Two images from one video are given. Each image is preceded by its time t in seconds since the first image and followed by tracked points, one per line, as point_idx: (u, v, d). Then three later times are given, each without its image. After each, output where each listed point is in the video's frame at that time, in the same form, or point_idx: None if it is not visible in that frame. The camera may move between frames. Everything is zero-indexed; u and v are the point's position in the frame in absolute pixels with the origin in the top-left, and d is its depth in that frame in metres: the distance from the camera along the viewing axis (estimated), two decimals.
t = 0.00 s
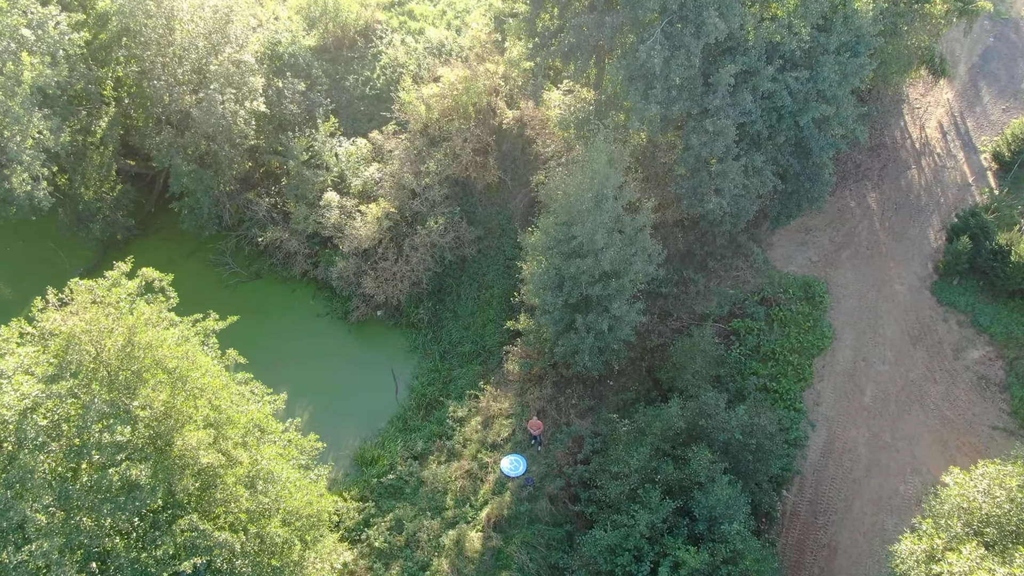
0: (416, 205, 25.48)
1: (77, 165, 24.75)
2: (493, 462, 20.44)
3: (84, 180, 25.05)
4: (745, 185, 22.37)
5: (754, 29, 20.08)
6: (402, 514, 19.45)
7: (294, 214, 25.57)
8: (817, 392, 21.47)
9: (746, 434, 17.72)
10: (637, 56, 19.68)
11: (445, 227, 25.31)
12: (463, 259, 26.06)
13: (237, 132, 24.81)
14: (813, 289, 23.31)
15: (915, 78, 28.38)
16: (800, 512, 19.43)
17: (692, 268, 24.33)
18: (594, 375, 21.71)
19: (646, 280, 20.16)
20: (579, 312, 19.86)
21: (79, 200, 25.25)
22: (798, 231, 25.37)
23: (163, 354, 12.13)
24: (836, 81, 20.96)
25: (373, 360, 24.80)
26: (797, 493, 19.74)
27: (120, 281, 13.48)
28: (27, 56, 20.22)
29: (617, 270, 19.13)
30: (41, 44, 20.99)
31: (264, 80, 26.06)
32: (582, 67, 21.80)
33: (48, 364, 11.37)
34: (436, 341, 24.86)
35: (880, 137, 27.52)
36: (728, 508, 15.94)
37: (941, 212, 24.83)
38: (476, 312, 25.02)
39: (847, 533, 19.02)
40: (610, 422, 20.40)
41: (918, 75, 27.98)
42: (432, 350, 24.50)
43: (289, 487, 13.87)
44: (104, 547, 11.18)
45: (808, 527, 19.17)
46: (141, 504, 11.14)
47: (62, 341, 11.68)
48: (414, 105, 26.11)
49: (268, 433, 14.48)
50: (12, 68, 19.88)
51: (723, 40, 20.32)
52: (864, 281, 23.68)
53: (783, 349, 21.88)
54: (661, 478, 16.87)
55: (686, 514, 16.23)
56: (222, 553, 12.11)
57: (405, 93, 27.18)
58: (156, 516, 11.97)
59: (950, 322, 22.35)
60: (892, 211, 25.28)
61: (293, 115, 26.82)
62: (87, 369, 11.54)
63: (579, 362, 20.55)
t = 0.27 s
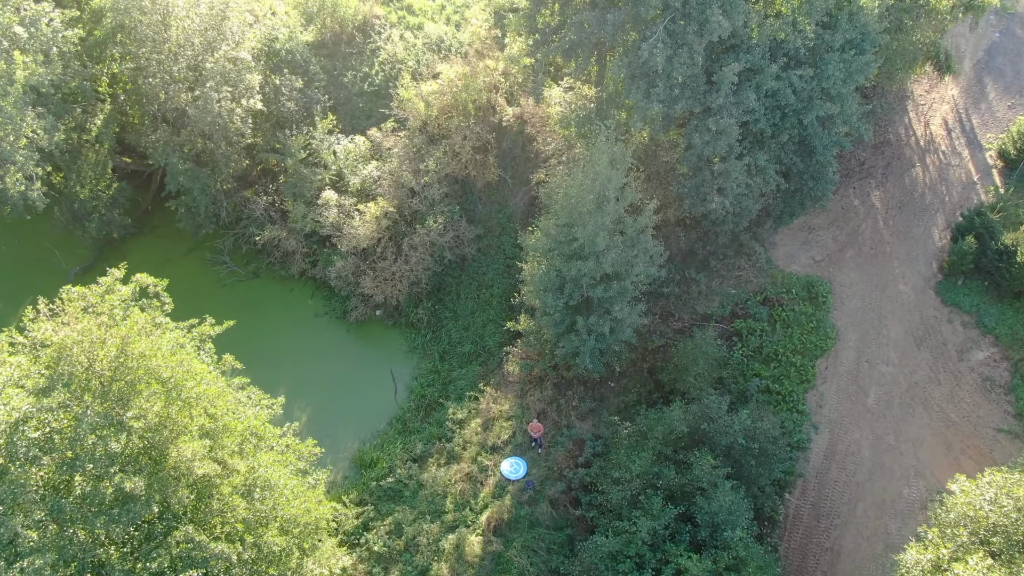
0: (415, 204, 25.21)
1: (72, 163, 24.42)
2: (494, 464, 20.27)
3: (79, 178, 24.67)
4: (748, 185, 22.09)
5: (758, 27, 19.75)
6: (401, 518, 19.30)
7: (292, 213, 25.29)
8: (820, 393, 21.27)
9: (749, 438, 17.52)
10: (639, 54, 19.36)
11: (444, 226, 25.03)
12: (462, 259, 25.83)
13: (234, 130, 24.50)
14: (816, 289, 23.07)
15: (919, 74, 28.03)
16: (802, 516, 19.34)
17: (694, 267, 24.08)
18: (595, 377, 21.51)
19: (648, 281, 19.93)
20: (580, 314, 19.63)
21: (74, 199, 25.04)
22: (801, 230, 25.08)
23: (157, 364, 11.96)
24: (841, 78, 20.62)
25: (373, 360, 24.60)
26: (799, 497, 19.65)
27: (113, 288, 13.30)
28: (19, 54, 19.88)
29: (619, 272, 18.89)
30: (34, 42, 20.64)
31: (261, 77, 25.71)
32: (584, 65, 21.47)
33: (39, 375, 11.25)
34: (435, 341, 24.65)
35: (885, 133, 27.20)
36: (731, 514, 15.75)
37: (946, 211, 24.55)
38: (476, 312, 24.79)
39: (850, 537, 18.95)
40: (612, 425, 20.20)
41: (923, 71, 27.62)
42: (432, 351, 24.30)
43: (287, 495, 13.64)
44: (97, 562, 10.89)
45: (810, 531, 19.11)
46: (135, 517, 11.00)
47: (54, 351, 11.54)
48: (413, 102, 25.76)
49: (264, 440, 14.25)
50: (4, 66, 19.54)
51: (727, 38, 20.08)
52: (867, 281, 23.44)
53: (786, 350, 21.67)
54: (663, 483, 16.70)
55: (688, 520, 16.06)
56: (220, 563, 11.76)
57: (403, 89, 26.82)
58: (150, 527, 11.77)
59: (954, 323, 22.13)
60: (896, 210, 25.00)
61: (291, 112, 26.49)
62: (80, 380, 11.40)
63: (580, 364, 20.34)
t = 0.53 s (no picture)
0: (414, 203, 24.95)
1: (67, 163, 23.96)
2: (494, 468, 20.11)
3: (75, 176, 24.23)
4: (751, 185, 21.82)
5: (762, 24, 19.41)
6: (401, 522, 19.15)
7: (290, 212, 25.02)
8: (823, 396, 21.09)
9: (752, 443, 17.33)
10: (641, 52, 19.05)
11: (444, 226, 24.77)
12: (462, 258, 25.59)
13: (231, 129, 24.21)
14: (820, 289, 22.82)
15: (925, 70, 27.68)
16: (805, 520, 19.26)
17: (696, 267, 23.83)
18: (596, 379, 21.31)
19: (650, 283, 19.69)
20: (581, 316, 19.41)
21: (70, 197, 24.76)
22: (805, 229, 24.81)
23: (149, 375, 11.83)
24: (846, 76, 20.27)
25: (372, 361, 24.40)
26: (802, 500, 19.55)
27: (108, 294, 13.16)
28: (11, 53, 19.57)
29: (620, 274, 18.67)
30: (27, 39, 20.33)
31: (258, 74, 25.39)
32: (585, 62, 21.15)
33: (30, 389, 11.33)
34: (435, 342, 24.44)
35: (889, 131, 26.88)
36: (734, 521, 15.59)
37: (951, 210, 24.28)
38: (476, 312, 24.55)
39: (853, 541, 18.88)
40: (613, 427, 20.02)
41: (928, 68, 27.27)
42: (431, 352, 24.10)
43: (284, 503, 13.49)
44: None
45: (814, 535, 19.04)
46: (127, 530, 11.00)
47: (45, 364, 11.57)
48: (412, 100, 25.42)
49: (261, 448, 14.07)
50: None
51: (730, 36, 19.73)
52: (871, 281, 23.19)
53: (789, 352, 21.46)
54: (665, 489, 16.54)
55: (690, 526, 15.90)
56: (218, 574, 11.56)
57: (402, 86, 26.47)
58: (146, 541, 11.57)
59: (959, 324, 21.91)
60: (901, 208, 24.72)
61: (288, 110, 26.18)
62: (71, 393, 11.38)
63: (581, 367, 20.14)
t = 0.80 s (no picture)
0: (413, 202, 24.69)
1: (62, 161, 23.83)
2: (494, 471, 19.95)
3: (71, 175, 24.08)
4: (754, 184, 21.53)
5: (767, 22, 19.07)
6: (400, 527, 19.01)
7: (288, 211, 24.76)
8: (827, 398, 20.89)
9: (755, 448, 17.15)
10: (644, 51, 18.74)
11: (444, 225, 24.51)
12: (462, 258, 25.35)
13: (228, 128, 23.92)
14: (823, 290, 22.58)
15: (930, 67, 27.34)
16: (808, 524, 19.12)
17: (698, 267, 23.57)
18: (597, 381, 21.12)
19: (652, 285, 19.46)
20: (582, 319, 19.19)
21: (65, 196, 24.44)
22: (808, 228, 24.53)
23: (144, 386, 11.67)
24: (851, 75, 19.91)
25: (371, 362, 24.20)
26: (805, 504, 19.40)
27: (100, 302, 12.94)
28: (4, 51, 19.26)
29: (622, 276, 18.44)
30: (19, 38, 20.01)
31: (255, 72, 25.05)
32: (586, 60, 20.83)
33: (21, 404, 11.06)
34: (435, 343, 24.22)
35: (894, 128, 26.56)
36: (737, 528, 15.43)
37: (956, 209, 24.01)
38: (476, 312, 24.32)
39: (856, 546, 18.73)
40: (615, 430, 19.85)
41: (934, 64, 26.92)
42: (431, 352, 23.89)
43: (282, 511, 13.43)
44: None
45: (817, 539, 18.89)
46: (124, 545, 10.85)
47: (36, 378, 11.33)
48: (410, 97, 25.06)
49: (258, 458, 13.94)
50: None
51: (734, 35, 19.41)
52: (875, 281, 22.94)
53: (792, 353, 21.23)
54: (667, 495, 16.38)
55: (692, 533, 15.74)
56: None
57: (401, 84, 26.12)
58: (142, 553, 11.45)
59: (964, 325, 21.68)
60: (905, 207, 24.43)
61: (286, 108, 25.87)
62: (63, 406, 11.19)
63: (582, 370, 19.93)
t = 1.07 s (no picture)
0: (413, 202, 24.41)
1: (58, 161, 23.46)
2: (495, 475, 19.78)
3: (66, 175, 23.68)
4: (758, 185, 21.24)
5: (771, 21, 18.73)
6: (400, 532, 18.86)
7: (286, 211, 24.49)
8: (830, 401, 20.70)
9: (758, 453, 16.96)
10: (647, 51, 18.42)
11: (443, 225, 24.24)
12: (462, 258, 25.10)
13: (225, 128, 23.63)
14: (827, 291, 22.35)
15: (936, 63, 26.98)
16: (811, 529, 18.97)
17: (701, 267, 23.31)
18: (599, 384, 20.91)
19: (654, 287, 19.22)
20: (584, 322, 18.96)
21: (61, 195, 24.13)
22: (812, 227, 24.26)
23: (136, 399, 11.74)
24: (857, 74, 19.61)
25: (370, 363, 24.00)
26: (809, 508, 19.26)
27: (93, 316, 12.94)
28: None
29: (624, 279, 18.22)
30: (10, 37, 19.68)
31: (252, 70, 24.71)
32: (588, 58, 20.49)
33: (12, 420, 11.04)
34: (435, 344, 24.01)
35: (899, 126, 26.23)
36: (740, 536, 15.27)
37: (961, 209, 23.74)
38: (477, 313, 24.09)
39: (860, 551, 18.61)
40: (616, 434, 19.67)
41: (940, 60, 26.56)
42: (431, 354, 23.68)
43: (281, 522, 13.25)
44: None
45: (821, 544, 18.75)
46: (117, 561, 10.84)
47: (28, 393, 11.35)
48: (409, 95, 24.72)
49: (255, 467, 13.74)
50: None
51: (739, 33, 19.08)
52: (880, 282, 22.70)
53: (796, 356, 21.01)
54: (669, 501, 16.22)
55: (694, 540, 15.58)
56: None
57: (400, 81, 25.77)
58: (138, 566, 11.42)
59: (969, 327, 21.47)
60: (910, 207, 24.15)
61: (284, 106, 25.55)
62: (56, 421, 11.24)
63: (583, 373, 19.72)
